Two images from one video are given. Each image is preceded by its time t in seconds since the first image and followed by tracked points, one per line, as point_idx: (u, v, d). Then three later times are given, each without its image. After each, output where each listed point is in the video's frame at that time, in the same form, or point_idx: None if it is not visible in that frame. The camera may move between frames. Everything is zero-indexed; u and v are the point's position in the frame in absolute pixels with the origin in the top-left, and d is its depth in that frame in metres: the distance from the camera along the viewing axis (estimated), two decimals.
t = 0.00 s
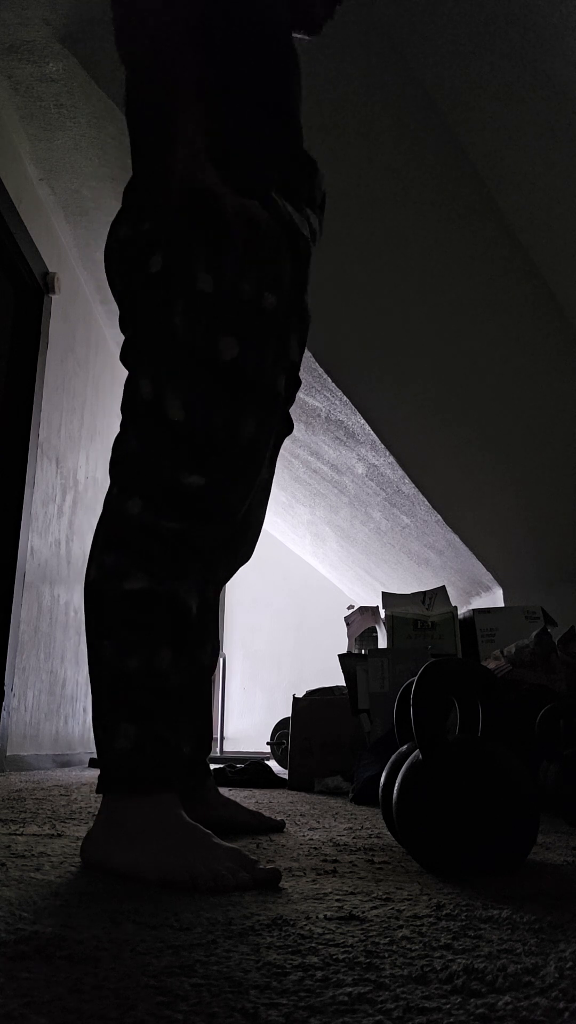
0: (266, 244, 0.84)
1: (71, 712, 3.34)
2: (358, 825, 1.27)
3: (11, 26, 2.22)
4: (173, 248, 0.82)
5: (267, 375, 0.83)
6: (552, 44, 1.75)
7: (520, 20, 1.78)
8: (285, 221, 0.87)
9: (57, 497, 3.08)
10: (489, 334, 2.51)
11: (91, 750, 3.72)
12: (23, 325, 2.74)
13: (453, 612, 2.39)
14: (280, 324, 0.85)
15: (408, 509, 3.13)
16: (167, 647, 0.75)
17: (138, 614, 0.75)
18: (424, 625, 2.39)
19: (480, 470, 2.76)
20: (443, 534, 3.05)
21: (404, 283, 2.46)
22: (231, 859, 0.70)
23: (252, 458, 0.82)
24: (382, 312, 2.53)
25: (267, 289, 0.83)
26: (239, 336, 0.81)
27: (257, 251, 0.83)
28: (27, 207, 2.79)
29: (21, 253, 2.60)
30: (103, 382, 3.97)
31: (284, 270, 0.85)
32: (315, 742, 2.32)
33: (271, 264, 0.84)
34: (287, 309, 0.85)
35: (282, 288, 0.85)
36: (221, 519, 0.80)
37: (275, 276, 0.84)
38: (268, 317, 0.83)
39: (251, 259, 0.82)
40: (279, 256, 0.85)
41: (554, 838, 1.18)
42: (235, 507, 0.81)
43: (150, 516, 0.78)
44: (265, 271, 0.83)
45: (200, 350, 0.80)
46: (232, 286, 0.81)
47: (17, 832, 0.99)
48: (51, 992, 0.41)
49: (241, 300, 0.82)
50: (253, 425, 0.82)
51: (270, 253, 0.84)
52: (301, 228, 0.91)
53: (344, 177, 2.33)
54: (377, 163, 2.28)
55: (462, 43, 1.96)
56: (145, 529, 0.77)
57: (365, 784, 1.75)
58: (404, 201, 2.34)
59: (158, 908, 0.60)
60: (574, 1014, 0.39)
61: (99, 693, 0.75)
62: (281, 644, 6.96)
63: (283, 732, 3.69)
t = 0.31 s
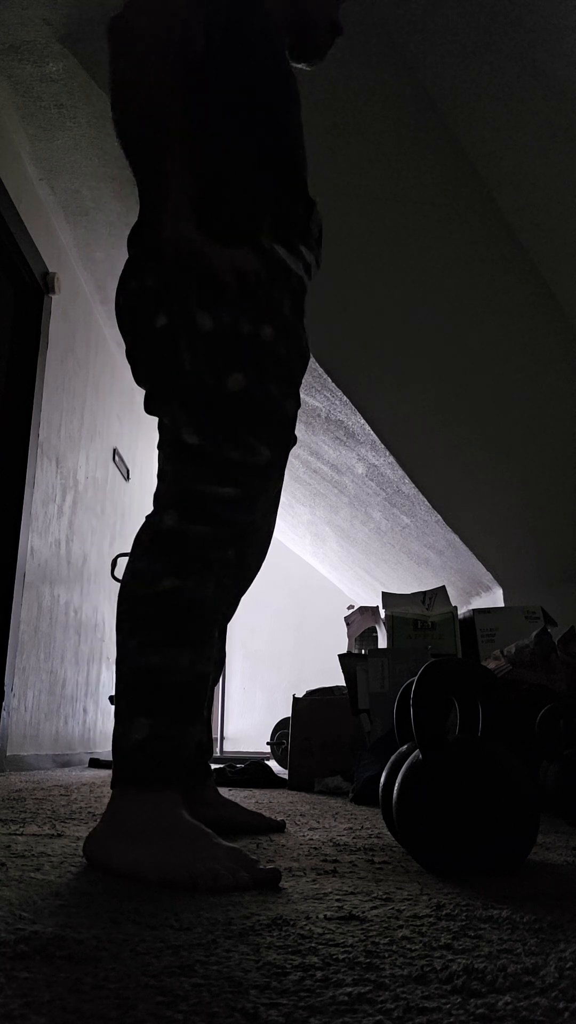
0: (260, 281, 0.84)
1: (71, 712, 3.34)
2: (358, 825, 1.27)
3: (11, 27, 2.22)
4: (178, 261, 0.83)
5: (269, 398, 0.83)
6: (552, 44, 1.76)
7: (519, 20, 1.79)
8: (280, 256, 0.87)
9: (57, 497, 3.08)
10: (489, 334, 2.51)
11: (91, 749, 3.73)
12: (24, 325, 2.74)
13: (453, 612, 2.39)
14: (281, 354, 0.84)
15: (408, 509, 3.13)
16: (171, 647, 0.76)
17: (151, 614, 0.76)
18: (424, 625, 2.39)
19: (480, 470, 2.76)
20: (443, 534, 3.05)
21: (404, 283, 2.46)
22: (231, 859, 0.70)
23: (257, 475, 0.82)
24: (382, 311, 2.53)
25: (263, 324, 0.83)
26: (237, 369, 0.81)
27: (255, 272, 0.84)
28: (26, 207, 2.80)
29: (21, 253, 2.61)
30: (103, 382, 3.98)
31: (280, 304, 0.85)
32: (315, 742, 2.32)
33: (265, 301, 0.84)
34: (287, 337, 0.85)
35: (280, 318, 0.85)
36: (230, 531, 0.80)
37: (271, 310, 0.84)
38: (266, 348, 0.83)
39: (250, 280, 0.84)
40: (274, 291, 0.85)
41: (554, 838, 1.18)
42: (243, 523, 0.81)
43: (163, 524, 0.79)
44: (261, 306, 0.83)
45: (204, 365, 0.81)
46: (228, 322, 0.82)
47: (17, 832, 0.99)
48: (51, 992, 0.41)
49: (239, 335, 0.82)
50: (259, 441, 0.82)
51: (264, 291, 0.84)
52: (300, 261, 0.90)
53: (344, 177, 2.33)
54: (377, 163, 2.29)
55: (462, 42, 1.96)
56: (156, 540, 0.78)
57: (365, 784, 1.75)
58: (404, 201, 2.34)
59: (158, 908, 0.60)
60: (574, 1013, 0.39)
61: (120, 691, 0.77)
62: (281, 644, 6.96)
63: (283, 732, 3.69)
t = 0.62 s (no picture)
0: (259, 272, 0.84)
1: (71, 712, 3.34)
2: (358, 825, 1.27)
3: (10, 26, 2.23)
4: (179, 260, 0.84)
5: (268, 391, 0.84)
6: (552, 44, 1.76)
7: (519, 19, 1.79)
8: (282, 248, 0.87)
9: (57, 497, 3.08)
10: (489, 334, 2.51)
11: (91, 750, 3.73)
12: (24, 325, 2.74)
13: (453, 612, 2.39)
14: (279, 348, 0.85)
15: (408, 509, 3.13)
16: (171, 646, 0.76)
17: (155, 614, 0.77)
18: (424, 625, 2.36)
19: (480, 470, 2.76)
20: (443, 534, 3.04)
21: (404, 283, 2.46)
22: (231, 859, 0.70)
23: (256, 470, 0.83)
24: (382, 311, 2.53)
25: (262, 316, 0.84)
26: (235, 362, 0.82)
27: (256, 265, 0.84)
28: (27, 207, 2.80)
29: (21, 253, 2.61)
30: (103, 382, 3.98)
31: (281, 297, 0.86)
32: (315, 742, 2.32)
33: (265, 293, 0.84)
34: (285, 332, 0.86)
35: (280, 311, 0.85)
36: (229, 535, 0.80)
37: (270, 303, 0.85)
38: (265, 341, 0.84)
39: (252, 282, 0.83)
40: (274, 283, 0.85)
41: (554, 838, 1.17)
42: (244, 520, 0.81)
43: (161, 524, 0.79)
44: (261, 298, 0.84)
45: (203, 362, 0.82)
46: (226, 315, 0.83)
47: (17, 833, 0.99)
48: (50, 992, 0.41)
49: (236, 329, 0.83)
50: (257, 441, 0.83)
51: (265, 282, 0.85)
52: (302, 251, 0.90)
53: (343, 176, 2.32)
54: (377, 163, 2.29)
55: (462, 42, 1.96)
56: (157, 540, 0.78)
57: (365, 784, 1.75)
58: (404, 201, 2.34)
59: (157, 909, 0.60)
60: (573, 1013, 0.39)
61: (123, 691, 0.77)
62: (281, 644, 6.95)
63: (283, 732, 3.69)
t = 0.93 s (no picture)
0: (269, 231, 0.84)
1: (71, 712, 3.34)
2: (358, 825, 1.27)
3: (10, 26, 2.23)
4: (181, 247, 0.83)
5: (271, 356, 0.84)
6: (552, 44, 1.76)
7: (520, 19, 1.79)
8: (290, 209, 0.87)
9: (57, 497, 3.08)
10: (489, 334, 2.51)
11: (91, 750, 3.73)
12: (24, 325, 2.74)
13: (453, 612, 2.39)
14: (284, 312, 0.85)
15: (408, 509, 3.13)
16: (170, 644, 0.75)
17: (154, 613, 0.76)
18: (424, 626, 2.38)
19: (480, 469, 2.76)
20: (443, 534, 3.04)
21: (404, 282, 2.46)
22: (231, 859, 0.71)
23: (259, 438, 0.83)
24: (382, 311, 2.53)
25: (269, 274, 0.84)
26: (241, 324, 0.82)
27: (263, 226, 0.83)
28: (27, 207, 2.80)
29: (21, 253, 2.61)
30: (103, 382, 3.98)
31: (287, 256, 0.86)
32: (315, 742, 2.32)
33: (273, 252, 0.84)
34: (289, 296, 0.86)
35: (286, 272, 0.85)
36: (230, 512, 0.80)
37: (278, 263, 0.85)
38: (271, 301, 0.84)
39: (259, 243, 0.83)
40: (282, 242, 0.85)
41: (554, 838, 1.18)
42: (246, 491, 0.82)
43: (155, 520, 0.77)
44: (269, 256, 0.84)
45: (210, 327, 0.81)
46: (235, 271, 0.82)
47: (17, 833, 0.99)
48: (50, 992, 0.41)
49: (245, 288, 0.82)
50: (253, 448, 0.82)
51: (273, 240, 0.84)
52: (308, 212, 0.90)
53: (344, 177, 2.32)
54: (377, 163, 2.29)
55: (462, 42, 1.96)
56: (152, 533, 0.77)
57: (365, 784, 1.75)
58: (404, 201, 2.34)
59: (157, 908, 0.60)
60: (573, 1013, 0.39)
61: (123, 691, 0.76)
62: (280, 644, 6.95)
63: (283, 732, 3.69)
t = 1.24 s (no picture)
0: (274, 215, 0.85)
1: (71, 712, 3.34)
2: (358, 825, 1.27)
3: (10, 26, 2.23)
4: (183, 242, 0.83)
5: (282, 340, 0.84)
6: (552, 44, 1.76)
7: (520, 19, 1.79)
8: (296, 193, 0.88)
9: (57, 497, 3.08)
10: (489, 334, 2.51)
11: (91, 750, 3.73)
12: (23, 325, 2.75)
13: (453, 612, 2.39)
14: (292, 293, 0.86)
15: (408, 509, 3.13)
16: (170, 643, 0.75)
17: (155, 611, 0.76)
18: (424, 625, 2.36)
19: (480, 469, 2.76)
20: (443, 534, 3.04)
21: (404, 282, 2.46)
22: (231, 859, 0.71)
23: (271, 423, 0.83)
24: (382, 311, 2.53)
25: (277, 257, 0.84)
26: (252, 308, 0.83)
27: (268, 212, 0.84)
28: (27, 207, 2.80)
29: (20, 253, 2.61)
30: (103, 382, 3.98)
31: (295, 238, 0.86)
32: (315, 742, 2.32)
33: (281, 235, 0.85)
34: (297, 278, 0.86)
35: (293, 254, 0.86)
36: (241, 498, 0.80)
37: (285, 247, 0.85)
38: (280, 282, 0.84)
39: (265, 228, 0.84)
40: (289, 224, 0.86)
41: (554, 838, 1.18)
42: (257, 479, 0.81)
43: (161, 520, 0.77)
44: (277, 239, 0.85)
45: (219, 318, 0.82)
46: (243, 256, 0.83)
47: (17, 833, 0.99)
48: (50, 992, 0.41)
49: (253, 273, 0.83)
50: (259, 448, 0.82)
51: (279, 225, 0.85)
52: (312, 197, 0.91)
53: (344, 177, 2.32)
54: (377, 163, 2.29)
55: (462, 43, 1.96)
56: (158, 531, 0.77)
57: (365, 784, 1.75)
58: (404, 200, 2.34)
59: (156, 908, 0.60)
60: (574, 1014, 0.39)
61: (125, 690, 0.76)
62: (280, 644, 6.95)
63: (283, 732, 3.69)
